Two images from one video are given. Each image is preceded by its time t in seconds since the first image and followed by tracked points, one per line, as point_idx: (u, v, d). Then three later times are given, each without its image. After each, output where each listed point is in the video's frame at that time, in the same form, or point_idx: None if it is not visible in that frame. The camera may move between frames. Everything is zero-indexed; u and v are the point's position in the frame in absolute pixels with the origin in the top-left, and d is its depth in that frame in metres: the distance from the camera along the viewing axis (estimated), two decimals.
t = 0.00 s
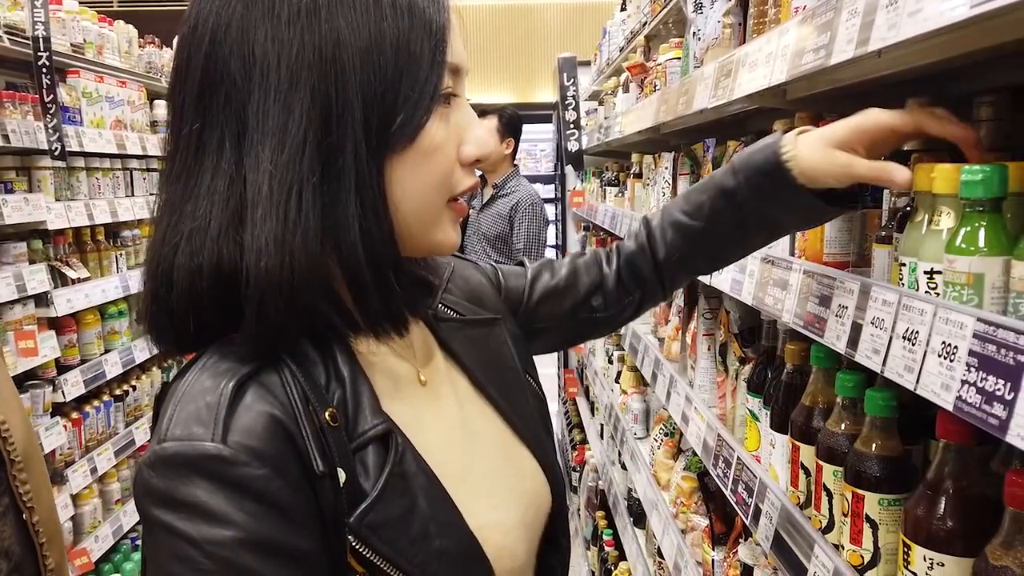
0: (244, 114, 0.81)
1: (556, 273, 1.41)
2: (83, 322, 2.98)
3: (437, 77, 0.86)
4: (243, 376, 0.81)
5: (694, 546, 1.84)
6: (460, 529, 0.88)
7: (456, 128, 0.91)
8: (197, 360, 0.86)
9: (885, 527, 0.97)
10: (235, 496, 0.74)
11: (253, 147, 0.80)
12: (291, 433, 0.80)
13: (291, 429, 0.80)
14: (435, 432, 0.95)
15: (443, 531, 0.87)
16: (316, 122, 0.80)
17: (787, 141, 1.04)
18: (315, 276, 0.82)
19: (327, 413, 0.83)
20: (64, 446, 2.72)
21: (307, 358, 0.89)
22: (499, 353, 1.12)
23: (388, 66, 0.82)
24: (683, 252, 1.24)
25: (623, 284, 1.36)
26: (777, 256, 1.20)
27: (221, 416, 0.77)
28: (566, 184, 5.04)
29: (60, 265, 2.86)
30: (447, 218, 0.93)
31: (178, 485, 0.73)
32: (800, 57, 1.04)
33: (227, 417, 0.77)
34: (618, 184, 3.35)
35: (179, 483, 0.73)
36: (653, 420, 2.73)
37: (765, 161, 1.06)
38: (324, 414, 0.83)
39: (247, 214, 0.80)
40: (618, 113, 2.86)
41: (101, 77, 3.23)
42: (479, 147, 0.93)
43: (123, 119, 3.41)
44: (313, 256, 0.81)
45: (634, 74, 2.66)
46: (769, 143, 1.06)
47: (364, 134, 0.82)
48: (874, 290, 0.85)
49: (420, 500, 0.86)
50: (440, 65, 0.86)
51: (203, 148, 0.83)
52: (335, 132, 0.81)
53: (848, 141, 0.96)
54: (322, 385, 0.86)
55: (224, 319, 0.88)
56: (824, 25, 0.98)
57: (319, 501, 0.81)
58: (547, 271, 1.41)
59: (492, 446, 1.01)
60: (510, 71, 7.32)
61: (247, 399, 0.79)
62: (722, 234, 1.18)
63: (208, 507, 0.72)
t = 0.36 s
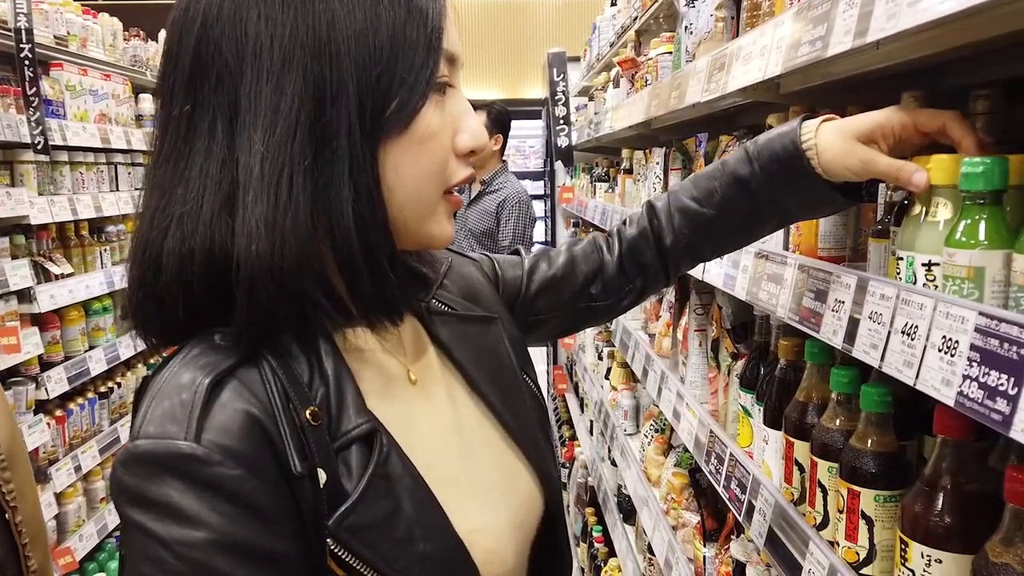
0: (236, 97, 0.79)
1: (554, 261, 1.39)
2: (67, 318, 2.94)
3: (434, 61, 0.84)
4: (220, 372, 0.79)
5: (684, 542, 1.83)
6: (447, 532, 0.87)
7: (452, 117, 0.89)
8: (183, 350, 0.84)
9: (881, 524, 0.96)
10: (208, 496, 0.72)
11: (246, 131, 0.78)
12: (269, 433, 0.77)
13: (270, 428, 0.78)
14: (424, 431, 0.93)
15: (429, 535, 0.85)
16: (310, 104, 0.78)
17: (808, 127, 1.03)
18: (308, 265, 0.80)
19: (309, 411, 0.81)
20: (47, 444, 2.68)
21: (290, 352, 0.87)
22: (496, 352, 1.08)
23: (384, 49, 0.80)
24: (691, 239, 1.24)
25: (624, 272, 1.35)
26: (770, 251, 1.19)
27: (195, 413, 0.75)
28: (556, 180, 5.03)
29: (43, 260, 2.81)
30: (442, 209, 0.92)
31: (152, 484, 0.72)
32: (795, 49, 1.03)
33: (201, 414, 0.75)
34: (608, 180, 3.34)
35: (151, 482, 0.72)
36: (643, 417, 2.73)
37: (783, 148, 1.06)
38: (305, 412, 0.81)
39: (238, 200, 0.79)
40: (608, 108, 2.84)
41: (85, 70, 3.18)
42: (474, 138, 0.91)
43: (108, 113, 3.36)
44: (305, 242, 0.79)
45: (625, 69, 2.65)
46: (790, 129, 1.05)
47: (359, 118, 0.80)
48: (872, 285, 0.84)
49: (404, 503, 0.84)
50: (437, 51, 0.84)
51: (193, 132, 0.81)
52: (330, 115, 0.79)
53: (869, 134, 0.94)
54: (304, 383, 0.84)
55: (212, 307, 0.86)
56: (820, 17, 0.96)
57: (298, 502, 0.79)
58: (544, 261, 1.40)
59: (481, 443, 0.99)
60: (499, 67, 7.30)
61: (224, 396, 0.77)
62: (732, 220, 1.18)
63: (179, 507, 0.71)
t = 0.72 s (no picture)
0: (202, 67, 0.71)
1: (555, 256, 1.33)
2: (29, 311, 2.81)
3: (423, 23, 0.76)
4: (189, 390, 0.70)
5: (675, 542, 1.78)
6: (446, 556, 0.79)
7: (444, 89, 0.81)
8: (147, 359, 0.76)
9: (900, 534, 0.91)
10: (175, 534, 0.64)
11: (214, 105, 0.70)
12: (245, 458, 0.70)
13: (246, 454, 0.70)
14: (417, 447, 0.85)
15: (426, 566, 0.78)
16: (283, 73, 0.70)
17: (820, 96, 0.98)
18: (290, 258, 0.72)
19: (291, 432, 0.73)
20: (8, 443, 2.56)
21: (270, 363, 0.79)
22: (494, 357, 1.02)
23: (366, 8, 0.72)
24: (699, 229, 1.18)
25: (629, 267, 1.28)
26: (778, 242, 1.13)
27: (159, 439, 0.66)
28: (535, 169, 4.95)
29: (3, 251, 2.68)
30: (436, 192, 0.84)
31: (109, 522, 0.64)
32: (811, 27, 0.96)
33: (167, 439, 0.67)
34: (592, 170, 3.27)
35: (109, 520, 0.64)
36: (629, 411, 2.67)
37: (795, 122, 1.00)
38: (287, 433, 0.73)
39: (208, 184, 0.70)
40: (593, 96, 2.77)
41: (47, 52, 3.04)
42: (469, 111, 0.84)
43: (72, 97, 3.22)
44: (284, 229, 0.71)
45: (612, 55, 2.58)
46: (801, 101, 1.00)
47: (341, 88, 0.73)
48: (900, 280, 0.78)
49: (398, 532, 0.77)
50: (425, 13, 0.76)
51: (152, 107, 0.72)
52: (307, 84, 0.71)
53: (881, 73, 0.89)
54: (286, 400, 0.76)
55: (182, 308, 0.77)
56: None
57: (278, 534, 0.71)
58: (546, 258, 1.34)
59: (477, 455, 0.91)
60: (477, 55, 7.19)
61: (193, 417, 0.69)
62: (742, 206, 1.12)
63: (139, 548, 0.63)
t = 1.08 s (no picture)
0: (94, 72, 0.55)
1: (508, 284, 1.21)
2: None
3: (373, 29, 0.66)
4: (85, 487, 0.57)
5: (629, 571, 1.71)
6: None
7: (397, 102, 0.72)
8: (24, 447, 0.60)
9: None
10: None
11: (112, 124, 0.55)
12: (159, 564, 0.58)
13: (161, 560, 0.58)
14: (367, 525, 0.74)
15: None
16: (205, 85, 0.56)
17: (785, 108, 0.93)
18: (217, 307, 0.61)
19: (218, 525, 0.62)
20: None
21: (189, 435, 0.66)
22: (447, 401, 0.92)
23: (308, 7, 0.61)
24: (658, 252, 1.10)
25: (587, 293, 1.18)
26: (752, 266, 1.07)
27: (48, 558, 0.53)
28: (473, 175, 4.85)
29: None
30: (390, 222, 0.74)
31: None
32: (796, 39, 0.90)
33: (57, 556, 0.54)
34: (535, 178, 3.20)
35: None
36: (575, 428, 2.60)
37: (761, 135, 0.95)
38: (213, 524, 0.61)
39: (105, 225, 0.56)
40: (539, 102, 2.70)
41: None
42: (423, 127, 0.75)
43: None
44: (206, 276, 0.59)
45: (559, 61, 2.50)
46: (766, 114, 0.95)
47: (276, 106, 0.61)
48: (903, 318, 0.72)
49: None
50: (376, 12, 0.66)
51: (24, 130, 0.54)
52: (236, 98, 0.58)
53: (854, 75, 0.84)
54: (212, 483, 0.64)
55: (76, 363, 0.62)
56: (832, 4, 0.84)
57: None
58: (498, 285, 1.20)
59: (437, 520, 0.81)
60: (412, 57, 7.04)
61: (93, 517, 0.57)
62: (704, 227, 1.06)
63: None
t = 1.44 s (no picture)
0: None
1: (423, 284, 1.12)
2: None
3: None
4: None
5: (563, 567, 1.66)
6: None
7: (299, 46, 0.61)
8: None
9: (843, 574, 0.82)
10: None
11: None
12: None
13: None
14: (274, 545, 0.65)
15: None
16: (47, 25, 0.48)
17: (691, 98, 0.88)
18: (77, 292, 0.52)
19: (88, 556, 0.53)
20: None
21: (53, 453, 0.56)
22: (361, 404, 0.81)
23: None
24: (569, 252, 1.04)
25: (505, 293, 1.11)
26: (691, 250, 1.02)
27: None
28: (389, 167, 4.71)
29: None
30: (303, 188, 0.64)
31: None
32: (738, 7, 0.86)
33: None
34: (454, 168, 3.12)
35: None
36: (501, 423, 2.54)
37: (668, 128, 0.89)
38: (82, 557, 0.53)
39: None
40: (457, 89, 2.62)
41: None
42: (335, 77, 0.65)
43: None
44: (58, 259, 0.50)
45: (478, 46, 2.43)
46: (673, 105, 0.89)
47: (143, 51, 0.51)
48: (860, 296, 0.68)
49: None
50: None
51: None
52: (87, 41, 0.49)
53: (766, 60, 0.79)
54: (81, 506, 0.55)
55: None
56: None
57: None
58: (412, 284, 1.11)
59: (357, 533, 0.71)
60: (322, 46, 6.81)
61: None
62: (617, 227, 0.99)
63: None
